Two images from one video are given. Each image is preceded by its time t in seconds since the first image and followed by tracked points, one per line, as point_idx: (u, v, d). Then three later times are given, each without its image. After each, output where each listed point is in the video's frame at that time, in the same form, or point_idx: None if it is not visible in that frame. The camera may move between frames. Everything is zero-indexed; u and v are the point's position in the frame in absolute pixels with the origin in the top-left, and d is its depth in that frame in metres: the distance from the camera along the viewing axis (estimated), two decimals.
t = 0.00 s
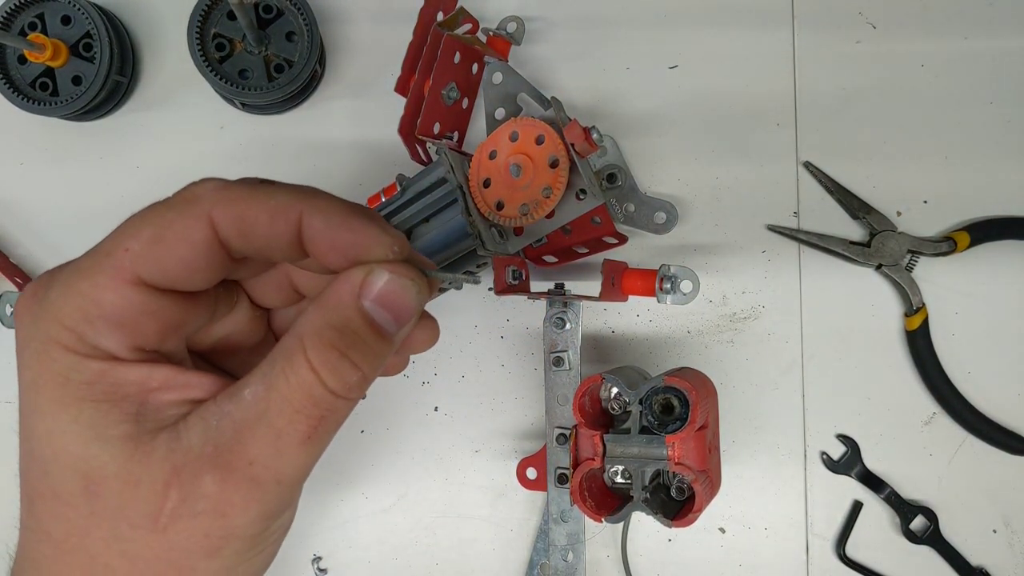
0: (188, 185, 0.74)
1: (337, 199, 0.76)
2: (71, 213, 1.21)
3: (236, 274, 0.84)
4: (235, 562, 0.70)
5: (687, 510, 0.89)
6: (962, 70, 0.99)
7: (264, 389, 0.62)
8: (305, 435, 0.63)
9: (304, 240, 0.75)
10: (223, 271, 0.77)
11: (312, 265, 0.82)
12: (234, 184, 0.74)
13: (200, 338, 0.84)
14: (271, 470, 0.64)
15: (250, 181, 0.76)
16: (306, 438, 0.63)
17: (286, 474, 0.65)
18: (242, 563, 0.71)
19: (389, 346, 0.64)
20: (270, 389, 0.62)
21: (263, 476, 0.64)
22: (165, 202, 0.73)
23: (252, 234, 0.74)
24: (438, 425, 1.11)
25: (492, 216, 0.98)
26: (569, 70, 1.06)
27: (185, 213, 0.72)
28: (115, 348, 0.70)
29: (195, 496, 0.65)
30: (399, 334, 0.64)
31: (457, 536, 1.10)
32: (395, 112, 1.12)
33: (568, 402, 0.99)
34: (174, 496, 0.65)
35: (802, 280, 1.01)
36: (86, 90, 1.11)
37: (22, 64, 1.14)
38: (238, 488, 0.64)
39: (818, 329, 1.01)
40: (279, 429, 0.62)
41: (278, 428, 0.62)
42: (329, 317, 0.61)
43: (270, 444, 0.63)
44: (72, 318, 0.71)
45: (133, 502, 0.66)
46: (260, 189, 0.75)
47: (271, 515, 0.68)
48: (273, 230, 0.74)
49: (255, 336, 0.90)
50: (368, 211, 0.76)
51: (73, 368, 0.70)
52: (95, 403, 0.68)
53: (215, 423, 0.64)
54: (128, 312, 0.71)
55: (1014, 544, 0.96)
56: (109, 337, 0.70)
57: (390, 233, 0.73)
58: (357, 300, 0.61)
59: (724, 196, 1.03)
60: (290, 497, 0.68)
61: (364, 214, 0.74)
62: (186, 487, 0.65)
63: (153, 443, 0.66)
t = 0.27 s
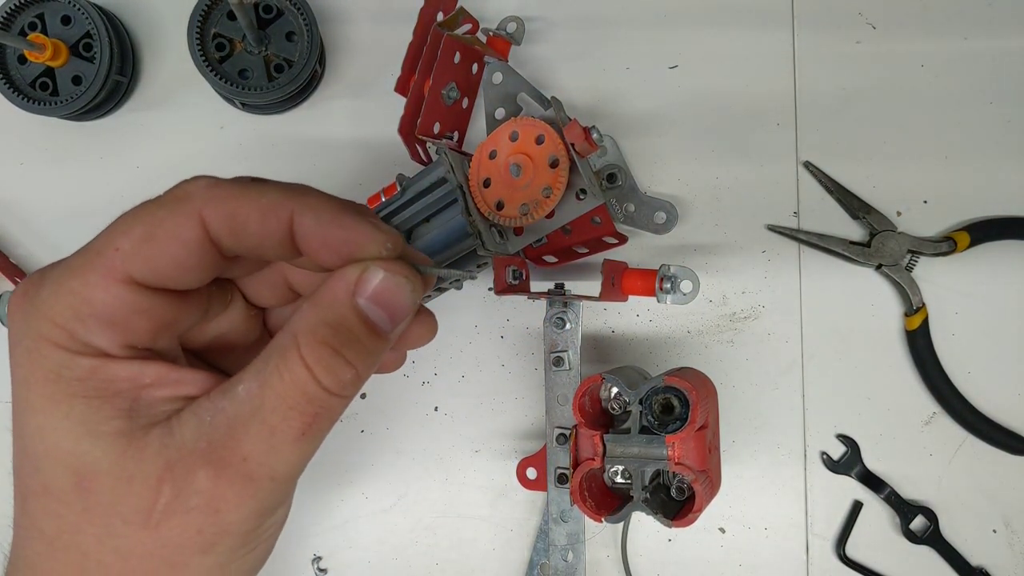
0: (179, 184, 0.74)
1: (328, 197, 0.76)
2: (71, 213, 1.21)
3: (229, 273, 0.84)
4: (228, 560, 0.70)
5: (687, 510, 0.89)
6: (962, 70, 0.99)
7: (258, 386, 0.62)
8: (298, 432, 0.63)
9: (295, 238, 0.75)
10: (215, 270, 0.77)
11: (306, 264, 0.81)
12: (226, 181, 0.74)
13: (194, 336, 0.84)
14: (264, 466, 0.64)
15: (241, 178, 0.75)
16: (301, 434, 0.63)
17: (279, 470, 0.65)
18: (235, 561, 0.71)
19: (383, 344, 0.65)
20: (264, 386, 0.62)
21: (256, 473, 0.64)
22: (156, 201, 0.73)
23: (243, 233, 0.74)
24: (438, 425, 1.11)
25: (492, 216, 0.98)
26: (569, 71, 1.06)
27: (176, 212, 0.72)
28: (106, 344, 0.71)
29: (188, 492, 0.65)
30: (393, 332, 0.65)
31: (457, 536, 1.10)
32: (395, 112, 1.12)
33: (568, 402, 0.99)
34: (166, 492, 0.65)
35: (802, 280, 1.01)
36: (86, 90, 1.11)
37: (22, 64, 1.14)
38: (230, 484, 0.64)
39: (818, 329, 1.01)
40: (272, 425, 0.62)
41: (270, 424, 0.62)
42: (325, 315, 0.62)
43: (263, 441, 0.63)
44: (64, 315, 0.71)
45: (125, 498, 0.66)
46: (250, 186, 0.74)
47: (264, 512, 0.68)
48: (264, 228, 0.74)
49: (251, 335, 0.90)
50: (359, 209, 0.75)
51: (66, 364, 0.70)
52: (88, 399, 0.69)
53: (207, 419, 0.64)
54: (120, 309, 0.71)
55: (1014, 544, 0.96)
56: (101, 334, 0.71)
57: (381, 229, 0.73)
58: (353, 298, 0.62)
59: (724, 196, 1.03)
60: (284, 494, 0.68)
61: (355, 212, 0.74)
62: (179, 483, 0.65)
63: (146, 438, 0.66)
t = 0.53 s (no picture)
0: (233, 189, 0.76)
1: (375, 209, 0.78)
2: (71, 213, 1.21)
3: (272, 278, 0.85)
4: (264, 552, 0.70)
5: (687, 510, 0.89)
6: (962, 70, 0.99)
7: (298, 383, 0.63)
8: (336, 429, 0.63)
9: (341, 247, 0.77)
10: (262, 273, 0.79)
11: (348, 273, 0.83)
12: (279, 189, 0.76)
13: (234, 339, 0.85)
14: (303, 460, 0.64)
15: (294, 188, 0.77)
16: (337, 432, 0.63)
17: (317, 466, 0.65)
18: (272, 553, 0.70)
19: (420, 349, 0.66)
20: (303, 383, 0.63)
21: (295, 466, 0.64)
22: (212, 202, 0.75)
23: (291, 238, 0.75)
24: (438, 425, 1.11)
25: (492, 216, 0.98)
26: (569, 71, 1.06)
27: (231, 213, 0.73)
28: (157, 338, 0.72)
29: (228, 483, 0.65)
30: (429, 338, 0.66)
31: (457, 536, 1.10)
32: (395, 112, 1.12)
33: (568, 402, 0.99)
34: (207, 482, 0.65)
35: (802, 280, 1.01)
36: (86, 90, 1.11)
37: (22, 64, 1.14)
38: (269, 476, 0.64)
39: (818, 329, 1.01)
40: (311, 419, 0.63)
41: (311, 418, 0.63)
42: (366, 319, 0.63)
43: (304, 434, 0.63)
44: (116, 306, 0.72)
45: (167, 486, 0.66)
46: (304, 195, 0.76)
47: (303, 506, 0.67)
48: (313, 235, 0.75)
49: (288, 341, 0.90)
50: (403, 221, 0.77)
51: (116, 353, 0.71)
52: (135, 387, 0.69)
53: (250, 412, 0.65)
54: (172, 304, 0.73)
55: (1014, 544, 0.96)
56: (152, 326, 0.72)
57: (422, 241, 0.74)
58: (392, 303, 0.64)
59: (724, 196, 1.03)
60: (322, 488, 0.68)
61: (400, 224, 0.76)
62: (219, 474, 0.65)
63: (190, 427, 0.67)
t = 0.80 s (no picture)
0: (239, 191, 0.75)
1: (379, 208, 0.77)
2: (71, 213, 1.21)
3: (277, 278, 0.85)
4: (278, 553, 0.70)
5: (687, 510, 0.89)
6: (962, 70, 0.99)
7: (310, 383, 0.64)
8: (347, 427, 0.64)
9: (348, 247, 0.77)
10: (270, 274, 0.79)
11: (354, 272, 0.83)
12: (284, 190, 0.75)
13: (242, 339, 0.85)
14: (317, 459, 0.65)
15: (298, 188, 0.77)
16: (350, 430, 0.64)
17: (330, 463, 0.65)
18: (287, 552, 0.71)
19: (428, 347, 0.66)
20: (315, 382, 0.63)
21: (308, 465, 0.65)
22: (218, 205, 0.74)
23: (298, 240, 0.75)
24: (438, 425, 1.11)
25: (492, 216, 0.98)
26: (570, 71, 1.06)
27: (238, 217, 0.73)
28: (167, 343, 0.72)
29: (243, 486, 0.65)
30: (437, 336, 0.66)
31: (457, 536, 1.10)
32: (395, 112, 1.12)
33: (568, 402, 0.99)
34: (222, 484, 0.66)
35: (802, 280, 1.01)
36: (85, 90, 1.11)
37: (22, 64, 1.14)
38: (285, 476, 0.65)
39: (818, 329, 1.01)
40: (323, 419, 0.63)
41: (323, 418, 0.63)
42: (372, 317, 0.63)
43: (317, 434, 0.64)
44: (128, 313, 0.72)
45: (183, 488, 0.67)
46: (308, 196, 0.76)
47: (317, 503, 0.68)
48: (319, 236, 0.75)
49: (296, 341, 0.90)
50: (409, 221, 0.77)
51: (128, 360, 0.71)
52: (149, 394, 0.69)
53: (262, 414, 0.65)
54: (183, 309, 0.73)
55: (1013, 544, 0.96)
56: (164, 332, 0.72)
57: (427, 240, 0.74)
58: (400, 302, 0.63)
59: (723, 196, 1.03)
60: (335, 486, 0.69)
61: (407, 224, 0.75)
62: (235, 476, 0.65)
63: (204, 431, 0.67)
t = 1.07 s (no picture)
0: (247, 191, 0.72)
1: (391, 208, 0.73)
2: (71, 213, 1.21)
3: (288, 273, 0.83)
4: (277, 545, 0.70)
5: (687, 510, 0.89)
6: (963, 70, 0.99)
7: (315, 377, 0.63)
8: (349, 422, 0.64)
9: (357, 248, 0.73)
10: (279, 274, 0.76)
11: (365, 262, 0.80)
12: (293, 191, 0.71)
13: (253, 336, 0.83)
14: (316, 452, 0.65)
15: (308, 187, 0.73)
16: (351, 425, 0.64)
17: (330, 457, 0.65)
18: (286, 545, 0.71)
19: (436, 343, 0.66)
20: (320, 377, 0.63)
21: (307, 458, 0.65)
22: (226, 207, 0.71)
23: (307, 241, 0.72)
24: (438, 424, 1.11)
25: (492, 216, 0.98)
26: (570, 71, 1.06)
27: (245, 220, 0.70)
28: (178, 341, 0.71)
29: (243, 476, 0.65)
30: (442, 334, 0.66)
31: (458, 536, 1.10)
32: (395, 112, 1.12)
33: (568, 402, 0.99)
34: (224, 475, 0.66)
35: (802, 280, 1.01)
36: (85, 90, 1.11)
37: (22, 64, 1.14)
38: (286, 468, 0.65)
39: (818, 329, 1.01)
40: (324, 413, 0.63)
41: (325, 412, 0.63)
42: (381, 314, 0.64)
43: (319, 428, 0.64)
44: (139, 312, 0.71)
45: (185, 478, 0.67)
46: (318, 197, 0.72)
47: (317, 496, 0.68)
48: (328, 239, 0.72)
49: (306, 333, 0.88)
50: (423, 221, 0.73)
51: (140, 357, 0.71)
52: (159, 387, 0.69)
53: (266, 405, 0.66)
54: (193, 310, 0.71)
55: (1013, 544, 0.96)
56: (173, 332, 0.71)
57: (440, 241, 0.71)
58: (408, 298, 0.64)
59: (723, 196, 1.03)
60: (334, 482, 0.68)
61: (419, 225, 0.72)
62: (236, 466, 0.66)
63: (211, 421, 0.67)
